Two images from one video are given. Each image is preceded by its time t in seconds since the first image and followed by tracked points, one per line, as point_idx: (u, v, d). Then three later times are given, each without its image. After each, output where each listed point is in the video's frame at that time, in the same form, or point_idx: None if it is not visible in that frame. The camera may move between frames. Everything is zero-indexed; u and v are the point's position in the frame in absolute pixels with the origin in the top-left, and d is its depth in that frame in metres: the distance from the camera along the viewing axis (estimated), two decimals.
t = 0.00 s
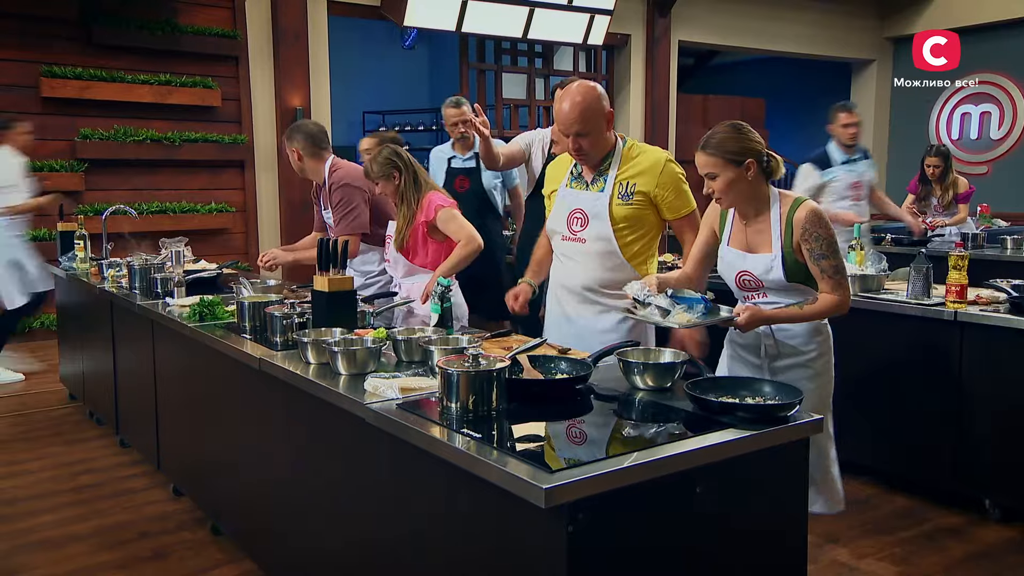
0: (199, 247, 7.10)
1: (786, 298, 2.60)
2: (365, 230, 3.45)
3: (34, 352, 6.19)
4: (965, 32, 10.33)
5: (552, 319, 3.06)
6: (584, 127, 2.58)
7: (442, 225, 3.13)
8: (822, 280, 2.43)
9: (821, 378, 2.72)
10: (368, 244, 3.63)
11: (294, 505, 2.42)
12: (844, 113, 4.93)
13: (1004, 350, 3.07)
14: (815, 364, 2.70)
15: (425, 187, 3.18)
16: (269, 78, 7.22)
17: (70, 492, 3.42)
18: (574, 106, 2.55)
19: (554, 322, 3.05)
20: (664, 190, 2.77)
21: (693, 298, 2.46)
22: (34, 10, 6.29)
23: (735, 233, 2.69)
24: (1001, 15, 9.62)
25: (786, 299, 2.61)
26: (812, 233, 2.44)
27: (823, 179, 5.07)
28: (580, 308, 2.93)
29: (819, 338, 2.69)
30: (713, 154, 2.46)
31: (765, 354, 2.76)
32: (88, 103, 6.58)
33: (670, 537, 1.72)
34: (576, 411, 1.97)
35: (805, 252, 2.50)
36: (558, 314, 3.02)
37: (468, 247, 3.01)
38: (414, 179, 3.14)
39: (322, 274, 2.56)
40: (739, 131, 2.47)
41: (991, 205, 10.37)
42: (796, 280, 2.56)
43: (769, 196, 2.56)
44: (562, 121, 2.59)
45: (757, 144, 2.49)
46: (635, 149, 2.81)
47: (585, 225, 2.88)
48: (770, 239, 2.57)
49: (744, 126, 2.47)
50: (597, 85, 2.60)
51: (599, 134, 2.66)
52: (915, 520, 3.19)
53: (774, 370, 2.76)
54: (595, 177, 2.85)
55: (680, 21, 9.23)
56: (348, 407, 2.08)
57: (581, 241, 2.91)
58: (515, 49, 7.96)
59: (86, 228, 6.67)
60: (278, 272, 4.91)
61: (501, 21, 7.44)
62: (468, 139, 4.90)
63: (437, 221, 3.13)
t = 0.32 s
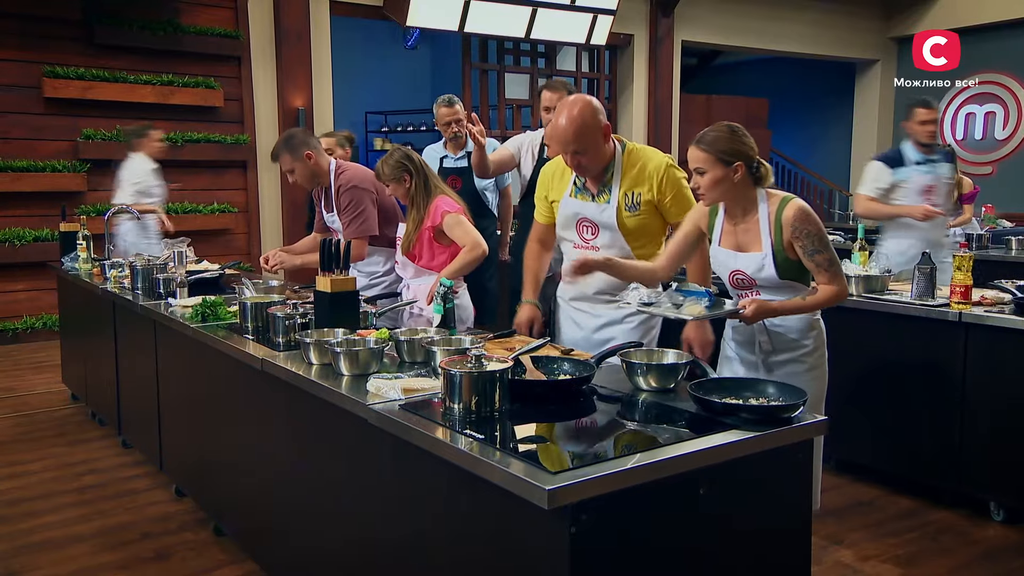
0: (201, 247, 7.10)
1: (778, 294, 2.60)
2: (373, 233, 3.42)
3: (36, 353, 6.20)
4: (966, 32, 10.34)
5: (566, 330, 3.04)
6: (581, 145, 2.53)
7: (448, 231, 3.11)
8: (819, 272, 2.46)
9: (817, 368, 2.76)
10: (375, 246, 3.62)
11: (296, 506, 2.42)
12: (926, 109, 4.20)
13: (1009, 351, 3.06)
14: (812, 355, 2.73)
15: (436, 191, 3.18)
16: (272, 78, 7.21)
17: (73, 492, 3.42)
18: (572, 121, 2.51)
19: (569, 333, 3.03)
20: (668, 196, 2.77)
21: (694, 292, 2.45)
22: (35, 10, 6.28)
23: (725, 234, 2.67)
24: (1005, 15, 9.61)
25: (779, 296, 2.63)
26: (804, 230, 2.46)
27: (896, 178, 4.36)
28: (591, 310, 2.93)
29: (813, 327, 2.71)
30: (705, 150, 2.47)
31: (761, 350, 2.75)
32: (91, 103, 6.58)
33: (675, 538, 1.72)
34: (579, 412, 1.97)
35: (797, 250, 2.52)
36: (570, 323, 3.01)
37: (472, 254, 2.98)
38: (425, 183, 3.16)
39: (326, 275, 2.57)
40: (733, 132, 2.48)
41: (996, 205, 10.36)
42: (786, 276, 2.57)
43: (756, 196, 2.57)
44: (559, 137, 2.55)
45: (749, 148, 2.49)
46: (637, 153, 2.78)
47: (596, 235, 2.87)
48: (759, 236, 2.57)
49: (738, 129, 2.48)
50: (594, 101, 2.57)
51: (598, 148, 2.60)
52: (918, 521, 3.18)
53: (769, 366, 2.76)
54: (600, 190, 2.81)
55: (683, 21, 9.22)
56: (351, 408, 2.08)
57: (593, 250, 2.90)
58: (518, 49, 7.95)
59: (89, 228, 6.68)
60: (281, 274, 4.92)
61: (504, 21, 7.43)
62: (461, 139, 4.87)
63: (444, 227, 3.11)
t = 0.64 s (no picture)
0: (203, 247, 7.10)
1: (777, 290, 2.64)
2: (379, 234, 3.41)
3: (39, 353, 6.19)
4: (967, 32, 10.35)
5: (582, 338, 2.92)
6: (585, 201, 2.29)
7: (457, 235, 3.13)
8: (821, 266, 2.52)
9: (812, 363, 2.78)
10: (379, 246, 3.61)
11: (298, 505, 2.42)
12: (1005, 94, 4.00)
13: (1014, 351, 3.06)
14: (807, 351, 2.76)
15: (448, 194, 3.20)
16: (274, 78, 7.21)
17: (75, 492, 3.42)
18: (573, 177, 2.27)
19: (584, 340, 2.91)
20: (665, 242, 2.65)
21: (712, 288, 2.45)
22: (35, 10, 6.28)
23: (721, 234, 2.68)
24: (1007, 15, 9.60)
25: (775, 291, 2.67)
26: (803, 227, 2.51)
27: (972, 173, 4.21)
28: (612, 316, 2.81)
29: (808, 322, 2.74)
30: (698, 156, 2.46)
31: (759, 346, 2.76)
32: (93, 103, 6.59)
33: (678, 539, 1.72)
34: (582, 413, 1.96)
35: (797, 246, 2.56)
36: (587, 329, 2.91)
37: (480, 259, 3.03)
38: (436, 186, 3.18)
39: (327, 275, 2.56)
40: (723, 136, 2.47)
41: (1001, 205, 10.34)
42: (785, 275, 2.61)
43: (753, 197, 2.57)
44: (561, 194, 2.29)
45: (740, 149, 2.49)
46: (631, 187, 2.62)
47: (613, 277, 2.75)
48: (759, 235, 2.59)
49: (728, 131, 2.47)
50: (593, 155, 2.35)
51: (600, 204, 2.36)
52: (921, 522, 3.18)
53: (767, 362, 2.77)
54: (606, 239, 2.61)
55: (686, 21, 9.21)
56: (353, 409, 2.07)
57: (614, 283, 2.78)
58: (520, 49, 7.94)
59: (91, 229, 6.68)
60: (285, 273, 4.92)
61: (506, 21, 7.42)
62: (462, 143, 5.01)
63: (452, 231, 3.14)
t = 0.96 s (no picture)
0: (204, 246, 7.10)
1: (782, 288, 2.68)
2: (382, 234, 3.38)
3: (40, 353, 6.19)
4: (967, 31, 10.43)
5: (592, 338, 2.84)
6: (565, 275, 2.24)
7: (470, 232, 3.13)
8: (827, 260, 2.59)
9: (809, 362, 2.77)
10: (383, 246, 3.60)
11: (300, 506, 2.41)
12: None
13: (1020, 351, 3.04)
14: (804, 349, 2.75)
15: (454, 191, 3.19)
16: (276, 76, 7.20)
17: (76, 492, 3.42)
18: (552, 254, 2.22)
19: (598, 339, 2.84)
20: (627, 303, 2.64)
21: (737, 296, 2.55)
22: (36, 8, 6.27)
23: (727, 231, 2.71)
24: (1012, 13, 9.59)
25: (778, 290, 2.70)
26: (811, 223, 2.56)
27: None
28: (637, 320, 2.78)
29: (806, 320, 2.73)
30: (704, 162, 2.44)
31: (757, 343, 2.77)
32: (94, 102, 6.58)
33: (683, 538, 1.71)
34: (585, 412, 1.95)
35: (803, 241, 2.61)
36: (600, 329, 2.86)
37: (497, 254, 3.03)
38: (441, 183, 3.16)
39: (331, 274, 2.54)
40: (725, 136, 2.45)
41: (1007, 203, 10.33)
42: (792, 267, 2.65)
43: (759, 193, 2.59)
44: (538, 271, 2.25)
45: (743, 146, 2.48)
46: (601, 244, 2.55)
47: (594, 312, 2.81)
48: (765, 231, 2.62)
49: (726, 130, 2.45)
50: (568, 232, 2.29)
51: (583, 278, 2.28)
52: (926, 523, 3.17)
53: (766, 360, 2.78)
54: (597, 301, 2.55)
55: (690, 19, 9.19)
56: (356, 409, 2.06)
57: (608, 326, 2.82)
58: (523, 46, 7.93)
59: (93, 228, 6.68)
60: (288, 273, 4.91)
61: (509, 19, 7.41)
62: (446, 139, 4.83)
63: (464, 226, 3.13)
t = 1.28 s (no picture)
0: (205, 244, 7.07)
1: (788, 284, 2.67)
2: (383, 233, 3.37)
3: (39, 351, 6.17)
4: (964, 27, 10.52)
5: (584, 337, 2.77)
6: (553, 292, 2.36)
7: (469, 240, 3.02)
8: (835, 257, 2.61)
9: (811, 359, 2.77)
10: (385, 244, 3.58)
11: (302, 507, 2.39)
12: None
13: None
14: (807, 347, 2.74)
15: (445, 197, 3.04)
16: (277, 72, 7.18)
17: (76, 492, 3.40)
18: (539, 272, 2.36)
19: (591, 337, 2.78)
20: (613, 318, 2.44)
21: (750, 293, 2.59)
22: (36, 4, 6.25)
23: (734, 224, 2.69)
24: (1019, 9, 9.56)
25: (784, 284, 2.69)
26: (821, 219, 2.56)
27: None
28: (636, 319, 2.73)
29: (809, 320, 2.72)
30: (720, 156, 2.43)
31: (761, 342, 2.75)
32: (94, 98, 6.55)
33: (688, 540, 1.69)
34: (588, 412, 1.94)
35: (811, 238, 2.61)
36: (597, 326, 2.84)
37: (501, 260, 2.96)
38: (429, 192, 3.00)
39: (332, 271, 2.52)
40: (740, 128, 2.44)
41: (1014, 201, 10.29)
42: (800, 263, 2.64)
43: (769, 189, 2.59)
44: (526, 286, 2.39)
45: (756, 139, 2.47)
46: (592, 254, 2.52)
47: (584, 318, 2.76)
48: (775, 226, 2.61)
49: (740, 123, 2.44)
50: (559, 250, 2.42)
51: (568, 292, 2.40)
52: (933, 523, 3.16)
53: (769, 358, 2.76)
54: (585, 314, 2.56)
55: (695, 15, 9.16)
56: (357, 407, 2.04)
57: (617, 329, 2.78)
58: (527, 43, 7.91)
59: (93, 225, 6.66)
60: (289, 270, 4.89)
61: (514, 14, 7.39)
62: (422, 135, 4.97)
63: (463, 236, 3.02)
